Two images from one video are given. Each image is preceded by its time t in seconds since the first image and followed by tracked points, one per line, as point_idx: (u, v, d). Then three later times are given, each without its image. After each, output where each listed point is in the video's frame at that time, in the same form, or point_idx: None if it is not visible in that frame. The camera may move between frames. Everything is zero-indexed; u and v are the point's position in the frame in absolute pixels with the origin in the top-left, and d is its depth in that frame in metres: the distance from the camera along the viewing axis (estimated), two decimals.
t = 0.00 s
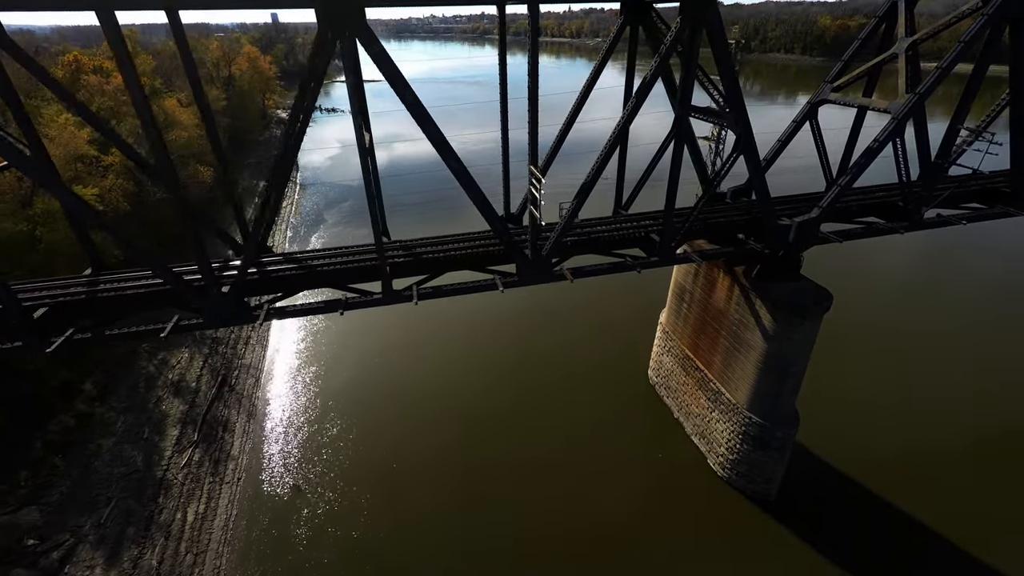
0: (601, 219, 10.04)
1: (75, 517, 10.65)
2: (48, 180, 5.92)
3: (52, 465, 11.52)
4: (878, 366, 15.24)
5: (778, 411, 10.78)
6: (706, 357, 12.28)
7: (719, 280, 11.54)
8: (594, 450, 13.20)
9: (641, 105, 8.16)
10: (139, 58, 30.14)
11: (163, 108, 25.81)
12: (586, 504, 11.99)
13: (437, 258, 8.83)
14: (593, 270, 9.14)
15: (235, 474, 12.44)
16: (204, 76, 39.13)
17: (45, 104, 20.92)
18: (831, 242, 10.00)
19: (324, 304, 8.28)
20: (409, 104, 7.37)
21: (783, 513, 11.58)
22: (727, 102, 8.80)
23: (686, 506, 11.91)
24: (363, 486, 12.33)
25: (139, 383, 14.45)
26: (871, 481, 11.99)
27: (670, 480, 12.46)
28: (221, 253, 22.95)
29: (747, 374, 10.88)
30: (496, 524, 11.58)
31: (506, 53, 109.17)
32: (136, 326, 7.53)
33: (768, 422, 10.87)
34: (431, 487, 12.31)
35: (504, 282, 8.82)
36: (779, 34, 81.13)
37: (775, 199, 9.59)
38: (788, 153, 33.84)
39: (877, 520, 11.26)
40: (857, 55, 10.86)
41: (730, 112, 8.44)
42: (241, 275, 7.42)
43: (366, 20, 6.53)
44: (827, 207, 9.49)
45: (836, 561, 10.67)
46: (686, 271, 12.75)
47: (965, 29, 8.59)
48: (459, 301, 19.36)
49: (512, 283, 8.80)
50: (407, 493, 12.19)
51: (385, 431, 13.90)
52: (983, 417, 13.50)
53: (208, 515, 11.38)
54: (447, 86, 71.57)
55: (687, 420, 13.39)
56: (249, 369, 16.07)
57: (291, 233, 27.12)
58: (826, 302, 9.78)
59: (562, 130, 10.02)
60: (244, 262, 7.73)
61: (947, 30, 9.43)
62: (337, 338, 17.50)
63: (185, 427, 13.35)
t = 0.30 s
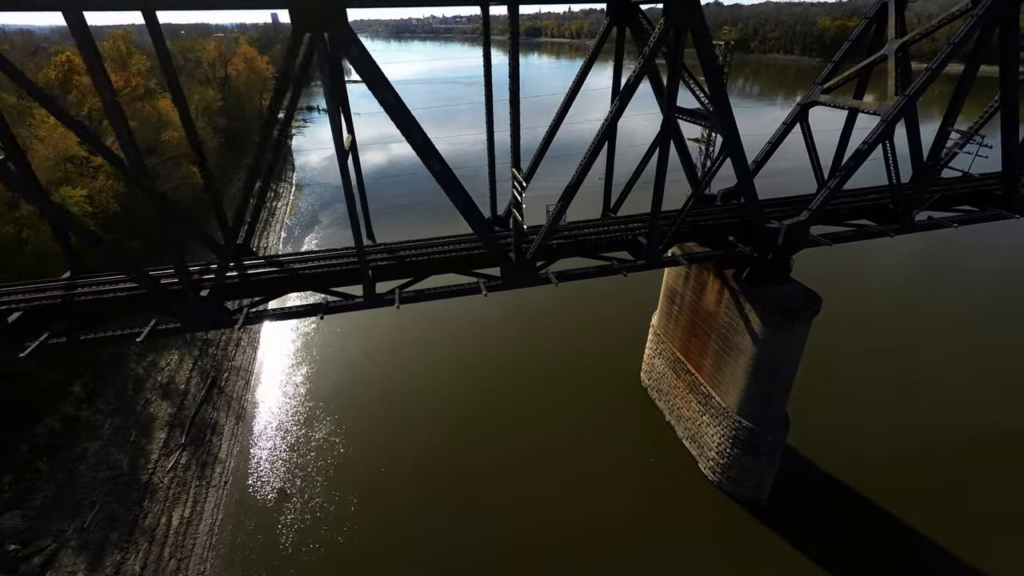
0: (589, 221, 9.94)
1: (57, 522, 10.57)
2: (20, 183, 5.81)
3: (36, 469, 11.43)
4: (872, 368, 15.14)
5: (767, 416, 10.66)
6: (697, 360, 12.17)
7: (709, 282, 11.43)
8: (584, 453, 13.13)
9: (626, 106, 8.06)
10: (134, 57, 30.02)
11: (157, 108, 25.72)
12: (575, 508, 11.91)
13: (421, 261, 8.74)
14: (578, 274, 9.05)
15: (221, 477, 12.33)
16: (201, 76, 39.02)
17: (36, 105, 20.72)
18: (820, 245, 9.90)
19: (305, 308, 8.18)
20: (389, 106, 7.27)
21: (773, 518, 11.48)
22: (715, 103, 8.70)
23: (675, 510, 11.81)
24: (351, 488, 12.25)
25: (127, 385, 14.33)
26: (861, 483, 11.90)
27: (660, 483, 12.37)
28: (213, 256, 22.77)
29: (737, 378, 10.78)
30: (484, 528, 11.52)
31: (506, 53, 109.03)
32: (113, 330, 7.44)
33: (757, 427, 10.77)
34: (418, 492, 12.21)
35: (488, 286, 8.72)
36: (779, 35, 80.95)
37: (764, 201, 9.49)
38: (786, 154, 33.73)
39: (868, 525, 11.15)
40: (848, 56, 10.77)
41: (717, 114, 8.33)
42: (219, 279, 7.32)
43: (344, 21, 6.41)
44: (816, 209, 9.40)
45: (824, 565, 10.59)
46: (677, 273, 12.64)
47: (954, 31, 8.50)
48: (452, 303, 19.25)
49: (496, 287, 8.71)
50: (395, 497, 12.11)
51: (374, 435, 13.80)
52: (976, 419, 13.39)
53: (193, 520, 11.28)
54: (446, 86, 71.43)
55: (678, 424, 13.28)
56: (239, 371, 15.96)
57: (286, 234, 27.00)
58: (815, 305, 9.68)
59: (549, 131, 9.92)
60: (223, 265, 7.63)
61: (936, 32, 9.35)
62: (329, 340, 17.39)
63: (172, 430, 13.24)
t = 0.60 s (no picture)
0: (575, 224, 9.83)
1: (39, 527, 10.49)
2: None
3: (19, 473, 11.35)
4: (863, 372, 15.12)
5: (756, 421, 10.56)
6: (686, 363, 12.08)
7: (698, 286, 11.34)
8: (574, 457, 13.07)
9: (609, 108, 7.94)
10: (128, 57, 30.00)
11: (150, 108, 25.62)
12: (564, 512, 11.84)
13: (404, 264, 8.64)
14: (564, 278, 8.94)
15: (207, 482, 12.24)
16: (197, 76, 38.88)
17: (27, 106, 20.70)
18: (810, 248, 9.80)
19: (284, 312, 8.07)
20: (367, 108, 7.16)
21: (762, 524, 11.39)
22: (702, 105, 8.57)
23: (663, 515, 11.74)
24: (338, 493, 12.18)
25: (115, 388, 14.21)
26: (849, 487, 11.91)
27: (650, 488, 12.30)
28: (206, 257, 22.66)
29: (725, 383, 10.69)
30: (471, 532, 11.48)
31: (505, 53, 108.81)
32: (88, 335, 7.35)
33: (747, 432, 10.66)
34: (406, 497, 12.14)
35: (471, 290, 8.60)
36: (779, 35, 80.80)
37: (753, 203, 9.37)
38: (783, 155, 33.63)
39: (857, 531, 11.08)
40: (839, 56, 10.63)
41: (702, 116, 8.22)
42: (195, 284, 7.22)
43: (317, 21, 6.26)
44: (805, 213, 9.29)
45: (810, 570, 10.57)
46: (667, 276, 12.54)
47: (944, 31, 8.37)
48: (445, 306, 19.12)
49: (479, 291, 8.59)
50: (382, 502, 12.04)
51: (363, 439, 13.70)
52: (965, 424, 13.38)
53: (177, 525, 11.18)
54: (445, 85, 71.31)
55: (669, 427, 13.18)
56: (228, 374, 15.88)
57: (280, 235, 26.86)
58: (803, 310, 9.59)
59: (535, 133, 9.81)
60: (199, 269, 7.52)
61: (926, 32, 9.21)
62: (320, 342, 17.27)
63: (159, 434, 13.14)
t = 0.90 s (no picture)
0: (562, 227, 9.73)
1: (20, 533, 10.40)
2: None
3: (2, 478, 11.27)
4: (856, 373, 15.01)
5: (745, 425, 10.45)
6: (676, 367, 11.97)
7: (687, 288, 11.23)
8: (565, 461, 13.03)
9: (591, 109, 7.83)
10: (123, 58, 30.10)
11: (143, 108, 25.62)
12: (552, 517, 11.75)
13: (386, 267, 8.54)
14: (548, 281, 8.84)
15: (193, 486, 12.15)
16: (193, 76, 38.86)
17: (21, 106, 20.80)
18: (798, 251, 9.70)
19: (263, 316, 7.96)
20: (344, 109, 7.04)
21: (752, 529, 11.27)
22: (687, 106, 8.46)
23: (652, 520, 11.63)
24: (326, 497, 12.11)
25: (102, 391, 14.10)
26: (841, 491, 11.79)
27: (639, 492, 12.18)
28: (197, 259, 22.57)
29: (714, 387, 10.58)
30: (459, 536, 11.47)
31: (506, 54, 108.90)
32: (62, 340, 7.24)
33: (735, 436, 10.55)
34: (393, 502, 12.04)
35: (454, 293, 8.49)
36: (778, 35, 80.67)
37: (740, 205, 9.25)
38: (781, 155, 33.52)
39: (848, 536, 10.97)
40: (830, 56, 10.54)
41: (687, 118, 8.14)
42: (171, 288, 7.12)
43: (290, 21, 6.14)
44: (793, 215, 9.19)
45: None
46: (657, 278, 12.43)
47: (932, 32, 8.27)
48: (437, 308, 19.01)
49: (461, 295, 8.48)
50: (369, 506, 11.97)
51: (352, 443, 13.61)
52: (958, 426, 13.25)
53: (161, 530, 11.09)
54: (445, 87, 71.34)
55: (659, 431, 13.08)
56: (217, 376, 15.78)
57: (274, 236, 26.71)
58: (791, 313, 9.47)
59: (521, 134, 9.71)
60: (176, 273, 7.42)
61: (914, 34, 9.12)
62: (311, 344, 17.16)
63: (146, 437, 13.03)
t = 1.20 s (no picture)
0: (548, 229, 9.62)
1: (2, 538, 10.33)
2: None
3: None
4: (849, 375, 14.90)
5: (733, 430, 10.35)
6: (666, 371, 11.87)
7: (676, 291, 11.12)
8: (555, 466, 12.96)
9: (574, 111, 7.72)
10: (116, 58, 30.06)
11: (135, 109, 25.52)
12: (540, 523, 11.71)
13: (367, 271, 8.43)
14: (532, 284, 8.73)
15: (179, 490, 12.06)
16: (189, 77, 38.81)
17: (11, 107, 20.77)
18: (787, 255, 9.59)
19: (240, 321, 7.87)
20: (320, 111, 6.93)
21: (740, 535, 11.20)
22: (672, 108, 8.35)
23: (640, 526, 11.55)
24: (313, 503, 12.04)
25: (89, 394, 14.01)
26: (831, 497, 11.70)
27: (628, 497, 12.11)
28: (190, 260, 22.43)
29: (702, 391, 10.48)
30: (446, 543, 11.42)
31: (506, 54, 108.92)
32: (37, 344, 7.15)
33: (724, 441, 10.45)
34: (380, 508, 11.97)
35: (435, 297, 8.38)
36: (778, 35, 80.49)
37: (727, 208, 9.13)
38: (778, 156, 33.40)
39: (837, 543, 10.90)
40: (819, 57, 10.44)
41: (671, 120, 8.04)
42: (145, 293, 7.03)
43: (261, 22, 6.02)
44: (780, 219, 9.09)
45: None
46: (647, 281, 12.33)
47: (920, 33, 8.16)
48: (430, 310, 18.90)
49: (443, 299, 8.37)
50: (356, 512, 11.90)
51: (340, 446, 13.50)
52: (950, 430, 13.15)
53: (145, 535, 11.01)
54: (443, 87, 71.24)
55: (650, 435, 12.98)
56: (207, 378, 15.68)
57: (268, 237, 26.54)
58: (778, 318, 9.38)
59: (507, 136, 9.60)
60: (151, 277, 7.32)
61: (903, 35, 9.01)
62: (301, 347, 17.05)
63: (132, 441, 12.93)
